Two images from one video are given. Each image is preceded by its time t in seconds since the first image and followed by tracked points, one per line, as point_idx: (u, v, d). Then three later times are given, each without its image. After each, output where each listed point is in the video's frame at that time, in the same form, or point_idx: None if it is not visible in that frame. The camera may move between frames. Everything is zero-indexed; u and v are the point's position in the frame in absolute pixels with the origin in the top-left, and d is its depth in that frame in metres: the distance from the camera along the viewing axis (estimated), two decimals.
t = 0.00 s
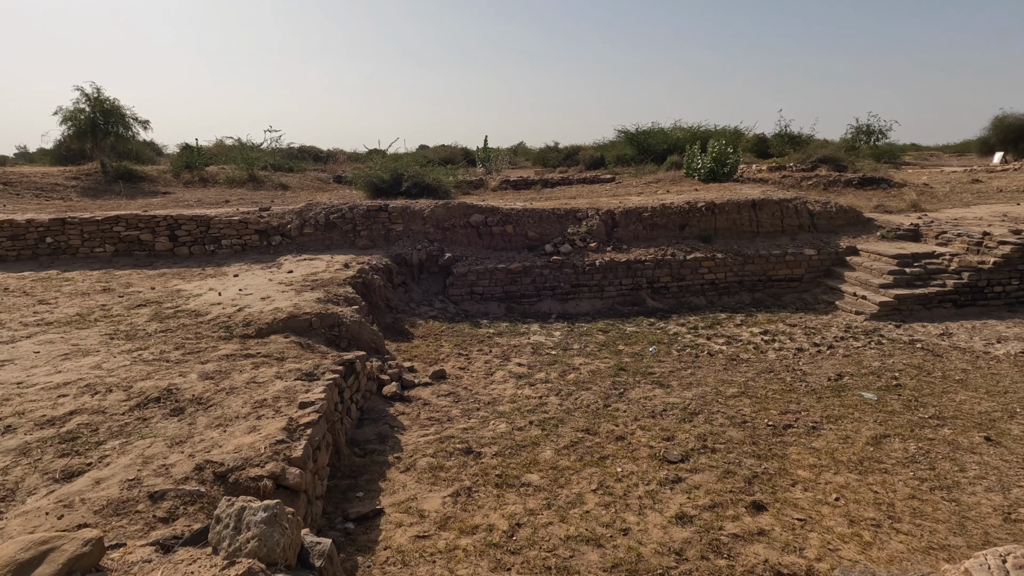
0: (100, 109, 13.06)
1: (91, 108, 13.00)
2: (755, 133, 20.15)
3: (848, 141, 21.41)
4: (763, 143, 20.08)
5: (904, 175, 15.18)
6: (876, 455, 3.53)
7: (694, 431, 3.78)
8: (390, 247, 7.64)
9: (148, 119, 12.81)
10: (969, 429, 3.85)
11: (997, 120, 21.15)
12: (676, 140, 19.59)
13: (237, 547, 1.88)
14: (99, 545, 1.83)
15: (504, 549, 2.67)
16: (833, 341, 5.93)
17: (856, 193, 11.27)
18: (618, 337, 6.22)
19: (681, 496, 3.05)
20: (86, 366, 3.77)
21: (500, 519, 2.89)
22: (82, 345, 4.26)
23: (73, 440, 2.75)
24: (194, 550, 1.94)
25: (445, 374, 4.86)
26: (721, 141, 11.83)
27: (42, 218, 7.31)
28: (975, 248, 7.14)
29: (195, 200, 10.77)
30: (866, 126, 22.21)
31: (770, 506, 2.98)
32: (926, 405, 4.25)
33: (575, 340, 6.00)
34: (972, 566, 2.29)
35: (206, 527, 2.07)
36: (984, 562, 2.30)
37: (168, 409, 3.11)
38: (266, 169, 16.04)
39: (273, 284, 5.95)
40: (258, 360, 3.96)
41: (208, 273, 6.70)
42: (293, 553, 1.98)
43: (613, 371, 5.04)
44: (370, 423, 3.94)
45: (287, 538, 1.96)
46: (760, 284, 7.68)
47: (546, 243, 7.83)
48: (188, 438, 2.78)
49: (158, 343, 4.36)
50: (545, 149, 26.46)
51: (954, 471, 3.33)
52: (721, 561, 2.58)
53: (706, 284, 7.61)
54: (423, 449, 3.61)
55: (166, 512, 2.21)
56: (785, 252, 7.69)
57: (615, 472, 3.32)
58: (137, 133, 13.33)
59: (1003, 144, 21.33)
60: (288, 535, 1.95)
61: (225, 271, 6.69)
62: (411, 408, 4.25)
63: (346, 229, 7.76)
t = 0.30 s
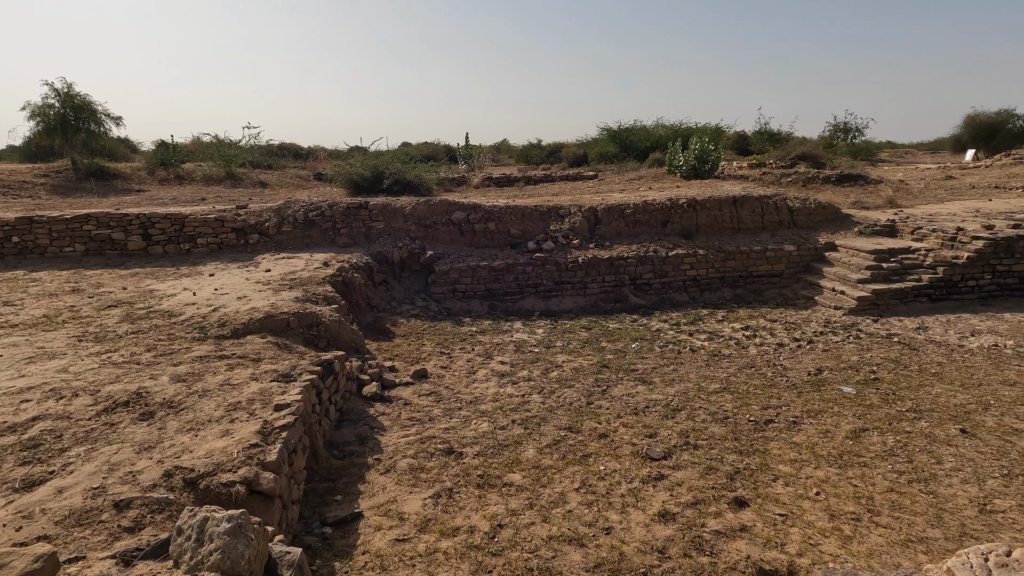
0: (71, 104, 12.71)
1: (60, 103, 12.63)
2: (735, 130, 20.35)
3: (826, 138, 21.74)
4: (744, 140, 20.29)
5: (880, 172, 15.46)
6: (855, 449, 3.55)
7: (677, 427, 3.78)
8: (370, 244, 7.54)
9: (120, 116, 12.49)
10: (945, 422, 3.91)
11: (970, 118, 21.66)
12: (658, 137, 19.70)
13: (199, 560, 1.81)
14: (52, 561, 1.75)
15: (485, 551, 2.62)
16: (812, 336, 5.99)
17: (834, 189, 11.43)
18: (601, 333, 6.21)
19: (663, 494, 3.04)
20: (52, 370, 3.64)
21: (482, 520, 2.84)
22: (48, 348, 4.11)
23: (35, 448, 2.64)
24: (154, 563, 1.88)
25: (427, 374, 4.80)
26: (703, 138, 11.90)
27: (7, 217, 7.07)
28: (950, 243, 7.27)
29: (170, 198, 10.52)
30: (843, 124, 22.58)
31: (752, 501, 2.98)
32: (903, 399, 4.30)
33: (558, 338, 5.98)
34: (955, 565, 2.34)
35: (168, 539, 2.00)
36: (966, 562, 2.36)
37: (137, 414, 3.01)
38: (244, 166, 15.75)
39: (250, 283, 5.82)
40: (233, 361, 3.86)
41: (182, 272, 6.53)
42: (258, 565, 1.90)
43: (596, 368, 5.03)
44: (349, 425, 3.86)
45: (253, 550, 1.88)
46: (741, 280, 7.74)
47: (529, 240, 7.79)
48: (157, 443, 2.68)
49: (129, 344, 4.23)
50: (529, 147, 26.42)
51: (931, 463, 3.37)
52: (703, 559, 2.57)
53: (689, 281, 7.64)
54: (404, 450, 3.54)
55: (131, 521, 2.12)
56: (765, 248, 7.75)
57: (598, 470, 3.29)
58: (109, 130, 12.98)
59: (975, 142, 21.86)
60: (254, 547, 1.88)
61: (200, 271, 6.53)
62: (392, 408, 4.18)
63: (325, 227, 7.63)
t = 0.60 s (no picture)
0: (30, 103, 12.22)
1: (18, 102, 12.08)
2: (709, 131, 20.64)
3: (797, 139, 22.20)
4: (717, 141, 20.61)
5: (848, 172, 15.84)
6: (824, 445, 3.60)
7: (651, 427, 3.79)
8: (343, 247, 7.42)
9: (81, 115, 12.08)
10: (910, 416, 3.99)
11: (932, 120, 22.40)
12: (634, 138, 19.87)
13: None
14: None
15: (456, 558, 2.58)
16: (783, 333, 6.08)
17: (804, 189, 11.66)
18: (577, 334, 6.21)
19: (637, 494, 3.03)
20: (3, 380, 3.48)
21: (454, 526, 2.80)
22: None
23: None
24: None
25: (400, 377, 4.73)
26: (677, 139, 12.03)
27: None
28: (914, 241, 7.46)
29: (135, 200, 10.21)
30: (812, 125, 23.10)
31: (724, 500, 2.99)
32: (870, 394, 4.39)
33: (533, 339, 5.96)
34: (914, 565, 2.28)
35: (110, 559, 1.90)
36: (924, 561, 2.29)
37: (93, 425, 2.89)
38: (214, 167, 15.40)
39: (218, 287, 5.67)
40: (197, 368, 3.74)
41: (147, 276, 6.33)
42: None
43: (571, 369, 5.02)
44: (319, 431, 3.78)
45: (199, 570, 1.80)
46: (714, 279, 7.83)
47: (505, 241, 7.76)
48: (113, 455, 2.57)
49: (87, 352, 4.07)
50: (505, 147, 26.41)
51: (897, 457, 3.43)
52: (675, 559, 2.57)
53: (663, 280, 7.70)
54: (375, 456, 3.47)
55: (81, 538, 2.03)
56: (738, 248, 7.86)
57: (571, 472, 3.27)
58: (72, 130, 12.54)
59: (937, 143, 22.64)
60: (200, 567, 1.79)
61: (165, 275, 6.34)
62: (364, 413, 4.10)
63: (297, 229, 7.49)
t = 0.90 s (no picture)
0: None
1: None
2: (679, 133, 20.95)
3: (764, 141, 22.70)
4: (687, 142, 20.92)
5: (813, 172, 16.25)
6: (786, 441, 3.65)
7: (617, 427, 3.78)
8: (309, 249, 7.27)
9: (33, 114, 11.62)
10: (869, 410, 4.08)
11: (892, 123, 23.17)
12: (606, 139, 20.03)
13: None
14: None
15: (416, 566, 2.52)
16: (749, 331, 6.17)
17: (770, 189, 11.91)
18: (546, 335, 6.19)
19: (601, 495, 3.02)
20: None
21: (414, 534, 2.74)
22: None
23: None
24: None
25: (365, 382, 4.63)
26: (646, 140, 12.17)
27: None
28: (874, 239, 7.67)
29: (92, 202, 9.85)
30: (779, 127, 23.66)
31: (687, 499, 3.00)
32: (831, 389, 4.47)
33: (503, 340, 5.91)
34: (852, 565, 2.30)
35: None
36: (864, 560, 2.31)
37: (30, 438, 2.73)
38: (177, 168, 14.97)
39: (175, 291, 5.48)
40: (148, 376, 3.59)
41: (100, 281, 6.09)
42: None
43: (539, 370, 4.99)
44: (278, 438, 3.66)
45: None
46: (683, 278, 7.91)
47: (474, 242, 7.71)
48: (50, 470, 2.44)
49: (30, 362, 3.87)
50: (479, 149, 26.36)
51: (855, 451, 3.50)
52: (638, 560, 2.56)
53: (633, 280, 7.75)
54: (336, 463, 3.38)
55: (8, 560, 1.91)
56: (705, 247, 7.96)
57: (536, 475, 3.24)
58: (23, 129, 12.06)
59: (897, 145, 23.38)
60: None
61: (120, 280, 6.11)
62: (326, 419, 4.00)
63: (261, 231, 7.30)
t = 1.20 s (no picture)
0: None
1: None
2: (651, 133, 21.16)
3: (734, 142, 23.07)
4: (659, 143, 21.14)
5: (780, 172, 16.54)
6: (746, 440, 3.65)
7: (578, 429, 3.74)
8: (271, 252, 7.08)
9: None
10: (828, 407, 4.11)
11: (856, 124, 23.79)
12: (579, 140, 20.09)
13: None
14: None
15: None
16: (715, 330, 6.20)
17: (738, 189, 12.07)
18: (513, 336, 6.13)
19: (559, 500, 2.96)
20: None
21: (364, 546, 2.64)
22: None
23: None
24: None
25: (324, 388, 4.50)
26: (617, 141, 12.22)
27: None
28: (836, 238, 7.80)
29: (43, 204, 9.44)
30: (748, 128, 24.10)
31: (645, 501, 2.96)
32: (792, 387, 4.51)
33: (469, 342, 5.83)
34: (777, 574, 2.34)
35: None
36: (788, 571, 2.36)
37: None
38: (138, 169, 14.50)
39: (125, 297, 5.25)
40: (86, 387, 3.40)
41: (46, 287, 5.81)
42: None
43: (504, 373, 4.92)
44: (228, 449, 3.51)
45: None
46: (652, 278, 7.93)
47: (442, 243, 7.61)
48: None
49: None
50: (453, 150, 26.20)
51: (814, 449, 3.52)
52: (593, 566, 2.51)
53: (602, 280, 7.74)
54: (287, 473, 3.25)
55: None
56: (673, 247, 8.00)
57: (494, 481, 3.17)
58: None
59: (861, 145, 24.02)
60: None
61: (67, 285, 5.84)
62: (280, 428, 3.86)
63: (220, 234, 7.08)
